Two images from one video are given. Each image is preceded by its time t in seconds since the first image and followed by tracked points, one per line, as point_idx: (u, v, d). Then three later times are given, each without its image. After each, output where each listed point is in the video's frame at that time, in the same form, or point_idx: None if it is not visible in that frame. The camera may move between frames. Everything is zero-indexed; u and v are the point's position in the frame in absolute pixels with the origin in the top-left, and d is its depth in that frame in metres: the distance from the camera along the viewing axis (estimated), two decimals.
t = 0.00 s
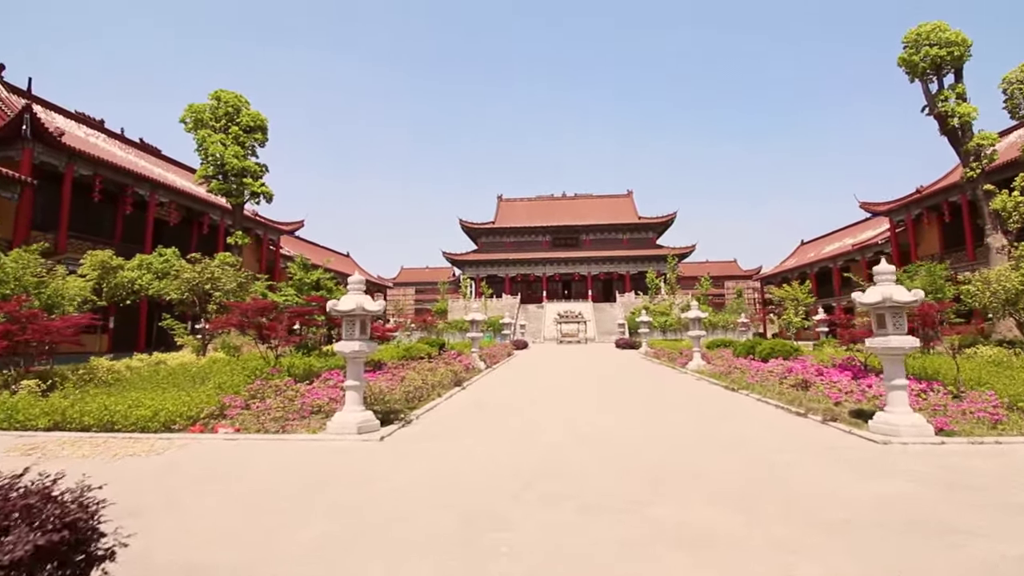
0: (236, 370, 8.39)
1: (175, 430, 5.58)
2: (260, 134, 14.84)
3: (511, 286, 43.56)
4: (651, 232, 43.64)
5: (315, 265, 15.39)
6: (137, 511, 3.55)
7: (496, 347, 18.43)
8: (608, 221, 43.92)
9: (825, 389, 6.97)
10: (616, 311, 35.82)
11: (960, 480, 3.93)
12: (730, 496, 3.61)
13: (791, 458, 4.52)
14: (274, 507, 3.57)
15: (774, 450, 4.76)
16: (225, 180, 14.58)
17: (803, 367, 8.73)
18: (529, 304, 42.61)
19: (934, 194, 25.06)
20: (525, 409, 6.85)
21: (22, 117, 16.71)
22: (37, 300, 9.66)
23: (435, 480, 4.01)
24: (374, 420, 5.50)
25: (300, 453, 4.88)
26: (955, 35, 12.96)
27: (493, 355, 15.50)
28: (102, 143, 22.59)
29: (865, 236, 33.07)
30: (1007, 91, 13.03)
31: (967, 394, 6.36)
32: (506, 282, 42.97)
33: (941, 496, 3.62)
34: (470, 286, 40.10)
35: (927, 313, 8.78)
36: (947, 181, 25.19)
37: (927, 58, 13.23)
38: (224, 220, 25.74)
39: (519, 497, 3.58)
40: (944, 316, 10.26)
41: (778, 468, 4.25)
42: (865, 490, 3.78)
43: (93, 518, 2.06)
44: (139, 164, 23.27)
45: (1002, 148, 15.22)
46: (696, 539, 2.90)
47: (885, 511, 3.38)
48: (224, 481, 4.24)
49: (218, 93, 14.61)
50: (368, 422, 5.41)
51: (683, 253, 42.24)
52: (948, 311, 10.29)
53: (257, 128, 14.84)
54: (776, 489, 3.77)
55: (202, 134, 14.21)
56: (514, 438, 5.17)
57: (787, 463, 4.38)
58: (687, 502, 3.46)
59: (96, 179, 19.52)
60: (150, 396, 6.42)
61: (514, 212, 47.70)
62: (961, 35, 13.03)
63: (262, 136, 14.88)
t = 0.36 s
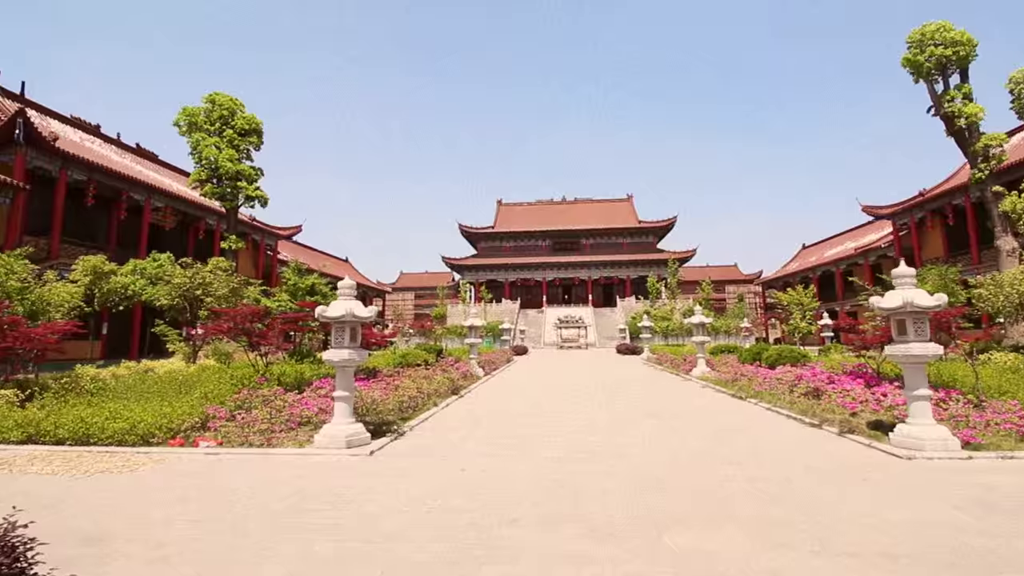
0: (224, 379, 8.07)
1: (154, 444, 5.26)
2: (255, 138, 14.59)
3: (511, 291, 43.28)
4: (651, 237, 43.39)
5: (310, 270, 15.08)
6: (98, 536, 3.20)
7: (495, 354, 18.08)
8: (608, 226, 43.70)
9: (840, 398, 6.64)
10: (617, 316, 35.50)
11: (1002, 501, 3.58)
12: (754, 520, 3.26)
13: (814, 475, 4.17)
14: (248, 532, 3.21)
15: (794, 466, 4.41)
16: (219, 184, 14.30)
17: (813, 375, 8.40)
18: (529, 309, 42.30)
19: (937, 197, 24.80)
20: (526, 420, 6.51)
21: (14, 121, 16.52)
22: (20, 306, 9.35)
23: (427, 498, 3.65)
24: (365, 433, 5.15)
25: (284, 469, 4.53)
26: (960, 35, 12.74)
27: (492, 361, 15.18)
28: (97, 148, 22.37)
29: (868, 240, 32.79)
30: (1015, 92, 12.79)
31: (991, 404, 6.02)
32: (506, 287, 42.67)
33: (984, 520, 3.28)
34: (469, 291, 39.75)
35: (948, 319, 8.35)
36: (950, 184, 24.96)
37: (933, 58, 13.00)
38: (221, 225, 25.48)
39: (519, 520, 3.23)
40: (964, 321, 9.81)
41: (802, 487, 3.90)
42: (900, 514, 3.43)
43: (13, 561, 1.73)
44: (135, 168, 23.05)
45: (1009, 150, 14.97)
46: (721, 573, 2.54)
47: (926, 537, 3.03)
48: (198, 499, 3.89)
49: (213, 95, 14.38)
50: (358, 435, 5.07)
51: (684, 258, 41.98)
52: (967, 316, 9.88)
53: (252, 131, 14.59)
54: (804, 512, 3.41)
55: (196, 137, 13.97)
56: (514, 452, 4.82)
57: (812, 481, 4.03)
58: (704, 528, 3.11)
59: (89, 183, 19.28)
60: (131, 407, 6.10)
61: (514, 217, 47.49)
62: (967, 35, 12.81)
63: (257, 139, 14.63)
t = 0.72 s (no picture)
0: (214, 375, 7.83)
1: (136, 443, 5.02)
2: (251, 129, 14.36)
3: (513, 286, 43.00)
4: (655, 232, 43.04)
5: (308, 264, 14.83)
6: (58, 548, 2.95)
7: (496, 349, 17.83)
8: (611, 221, 43.32)
9: (854, 396, 6.35)
10: (620, 312, 35.19)
11: None
12: (772, 530, 2.98)
13: (834, 479, 3.88)
14: (220, 542, 2.96)
15: (811, 469, 4.12)
16: (214, 177, 14.07)
17: (824, 371, 8.10)
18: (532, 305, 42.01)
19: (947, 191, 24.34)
20: (526, 419, 6.23)
21: (10, 114, 16.35)
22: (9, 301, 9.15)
23: (418, 503, 3.39)
24: (356, 432, 4.88)
25: (268, 471, 4.27)
26: (977, 19, 12.33)
27: (493, 357, 14.92)
28: (96, 142, 22.20)
29: (875, 235, 32.33)
30: None
31: (1016, 403, 5.71)
32: (509, 283, 42.42)
33: None
34: (472, 287, 39.55)
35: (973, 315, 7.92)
36: (961, 177, 24.52)
37: (948, 44, 12.62)
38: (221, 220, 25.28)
39: (515, 529, 2.95)
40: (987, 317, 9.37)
41: (823, 494, 3.60)
42: (934, 524, 3.14)
43: None
44: (133, 163, 22.87)
45: None
46: None
47: (967, 552, 2.73)
48: (172, 505, 3.62)
49: (208, 86, 14.13)
50: (349, 435, 4.80)
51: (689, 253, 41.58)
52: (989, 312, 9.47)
53: (248, 123, 14.36)
54: (827, 523, 3.12)
55: (190, 129, 13.75)
56: (512, 453, 4.55)
57: (832, 485, 3.74)
58: (719, 540, 2.82)
59: (87, 178, 19.12)
60: (114, 405, 5.87)
61: (517, 212, 47.16)
62: (984, 20, 12.41)
63: (253, 131, 14.39)
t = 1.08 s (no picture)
0: (199, 372, 7.57)
1: (111, 445, 4.77)
2: (239, 118, 13.99)
3: (511, 279, 42.75)
4: (653, 223, 42.74)
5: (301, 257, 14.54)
6: (9, 565, 2.70)
7: (494, 342, 17.58)
8: (609, 212, 43.01)
9: (862, 389, 6.12)
10: (618, 303, 35.01)
11: None
12: (788, 539, 2.74)
13: (849, 478, 3.64)
14: (185, 556, 2.71)
15: (824, 467, 3.88)
16: (202, 168, 13.72)
17: (829, 362, 7.87)
18: (530, 297, 41.79)
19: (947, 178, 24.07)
20: (522, 415, 5.98)
21: None
22: None
23: (403, 511, 3.12)
24: (342, 432, 4.63)
25: (247, 474, 4.01)
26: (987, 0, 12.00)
27: (490, 350, 14.71)
28: (83, 135, 21.77)
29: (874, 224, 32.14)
30: None
31: None
32: (506, 275, 42.12)
33: None
34: (469, 279, 39.28)
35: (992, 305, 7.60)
36: (962, 165, 24.23)
37: (956, 27, 12.30)
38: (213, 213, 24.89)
39: (508, 540, 2.70)
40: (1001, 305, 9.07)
41: (840, 495, 3.36)
42: (962, 530, 2.89)
43: None
44: (122, 156, 22.45)
45: None
46: None
47: (1002, 564, 2.47)
48: (138, 513, 3.36)
49: (193, 74, 13.73)
50: (335, 434, 4.55)
51: (687, 244, 41.35)
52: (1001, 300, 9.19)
53: (236, 112, 13.98)
54: (848, 530, 2.87)
55: (176, 118, 13.37)
56: (507, 453, 4.30)
57: (848, 486, 3.50)
58: (731, 552, 2.56)
59: (74, 170, 18.71)
60: (92, 404, 5.62)
61: (514, 204, 46.80)
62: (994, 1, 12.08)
63: (241, 120, 14.02)
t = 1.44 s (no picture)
0: (178, 373, 7.22)
1: (76, 453, 4.45)
2: (224, 110, 13.53)
3: (505, 274, 42.43)
4: (647, 216, 42.52)
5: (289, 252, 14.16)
6: None
7: (488, 337, 17.29)
8: (603, 206, 42.72)
9: (869, 382, 5.89)
10: (613, 297, 34.80)
11: None
12: (812, 552, 2.48)
13: (868, 479, 3.40)
14: None
15: (840, 468, 3.63)
16: (186, 161, 13.25)
17: (832, 354, 7.64)
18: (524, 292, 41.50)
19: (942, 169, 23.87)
20: (518, 414, 5.70)
21: None
22: None
23: (389, 526, 2.83)
24: (325, 436, 4.33)
25: (219, 486, 3.68)
26: None
27: (484, 346, 14.43)
28: (65, 129, 21.16)
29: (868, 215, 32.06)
30: None
31: None
32: (501, 270, 41.80)
33: None
34: (463, 275, 38.93)
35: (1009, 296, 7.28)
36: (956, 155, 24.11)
37: (954, 13, 12.06)
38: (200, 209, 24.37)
39: (505, 560, 2.42)
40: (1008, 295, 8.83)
41: (860, 499, 3.11)
42: (1002, 538, 2.63)
43: None
44: (106, 151, 21.87)
45: None
46: None
47: None
48: (98, 530, 3.05)
49: (176, 65, 13.23)
50: (317, 439, 4.25)
51: (681, 237, 41.17)
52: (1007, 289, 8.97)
53: (221, 103, 13.52)
54: (879, 540, 2.59)
55: (158, 110, 12.89)
56: (502, 457, 4.02)
57: (870, 489, 3.26)
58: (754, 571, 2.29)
59: (56, 166, 18.14)
60: (59, 408, 5.28)
61: (508, 198, 46.40)
62: None
63: (226, 112, 13.56)
